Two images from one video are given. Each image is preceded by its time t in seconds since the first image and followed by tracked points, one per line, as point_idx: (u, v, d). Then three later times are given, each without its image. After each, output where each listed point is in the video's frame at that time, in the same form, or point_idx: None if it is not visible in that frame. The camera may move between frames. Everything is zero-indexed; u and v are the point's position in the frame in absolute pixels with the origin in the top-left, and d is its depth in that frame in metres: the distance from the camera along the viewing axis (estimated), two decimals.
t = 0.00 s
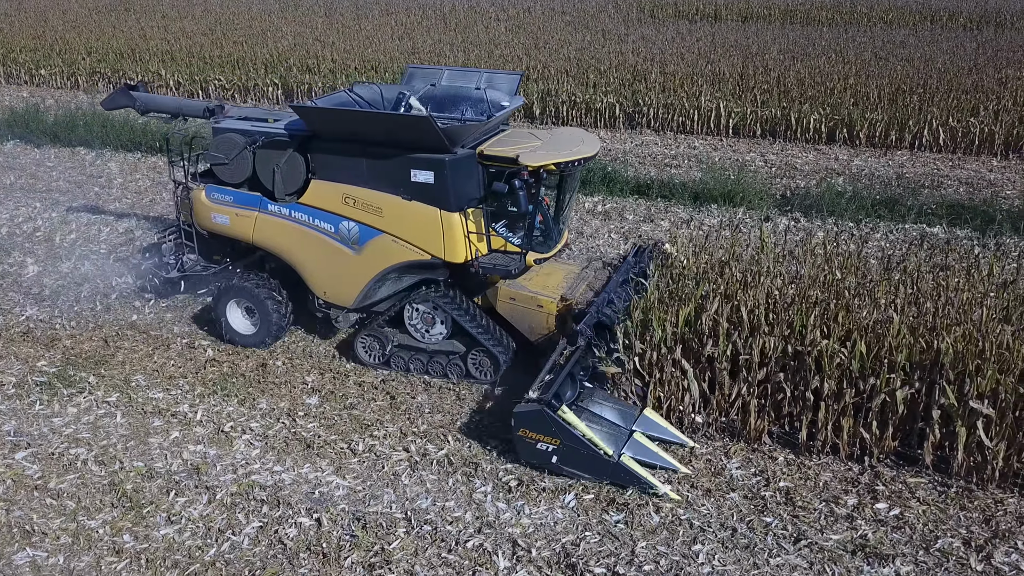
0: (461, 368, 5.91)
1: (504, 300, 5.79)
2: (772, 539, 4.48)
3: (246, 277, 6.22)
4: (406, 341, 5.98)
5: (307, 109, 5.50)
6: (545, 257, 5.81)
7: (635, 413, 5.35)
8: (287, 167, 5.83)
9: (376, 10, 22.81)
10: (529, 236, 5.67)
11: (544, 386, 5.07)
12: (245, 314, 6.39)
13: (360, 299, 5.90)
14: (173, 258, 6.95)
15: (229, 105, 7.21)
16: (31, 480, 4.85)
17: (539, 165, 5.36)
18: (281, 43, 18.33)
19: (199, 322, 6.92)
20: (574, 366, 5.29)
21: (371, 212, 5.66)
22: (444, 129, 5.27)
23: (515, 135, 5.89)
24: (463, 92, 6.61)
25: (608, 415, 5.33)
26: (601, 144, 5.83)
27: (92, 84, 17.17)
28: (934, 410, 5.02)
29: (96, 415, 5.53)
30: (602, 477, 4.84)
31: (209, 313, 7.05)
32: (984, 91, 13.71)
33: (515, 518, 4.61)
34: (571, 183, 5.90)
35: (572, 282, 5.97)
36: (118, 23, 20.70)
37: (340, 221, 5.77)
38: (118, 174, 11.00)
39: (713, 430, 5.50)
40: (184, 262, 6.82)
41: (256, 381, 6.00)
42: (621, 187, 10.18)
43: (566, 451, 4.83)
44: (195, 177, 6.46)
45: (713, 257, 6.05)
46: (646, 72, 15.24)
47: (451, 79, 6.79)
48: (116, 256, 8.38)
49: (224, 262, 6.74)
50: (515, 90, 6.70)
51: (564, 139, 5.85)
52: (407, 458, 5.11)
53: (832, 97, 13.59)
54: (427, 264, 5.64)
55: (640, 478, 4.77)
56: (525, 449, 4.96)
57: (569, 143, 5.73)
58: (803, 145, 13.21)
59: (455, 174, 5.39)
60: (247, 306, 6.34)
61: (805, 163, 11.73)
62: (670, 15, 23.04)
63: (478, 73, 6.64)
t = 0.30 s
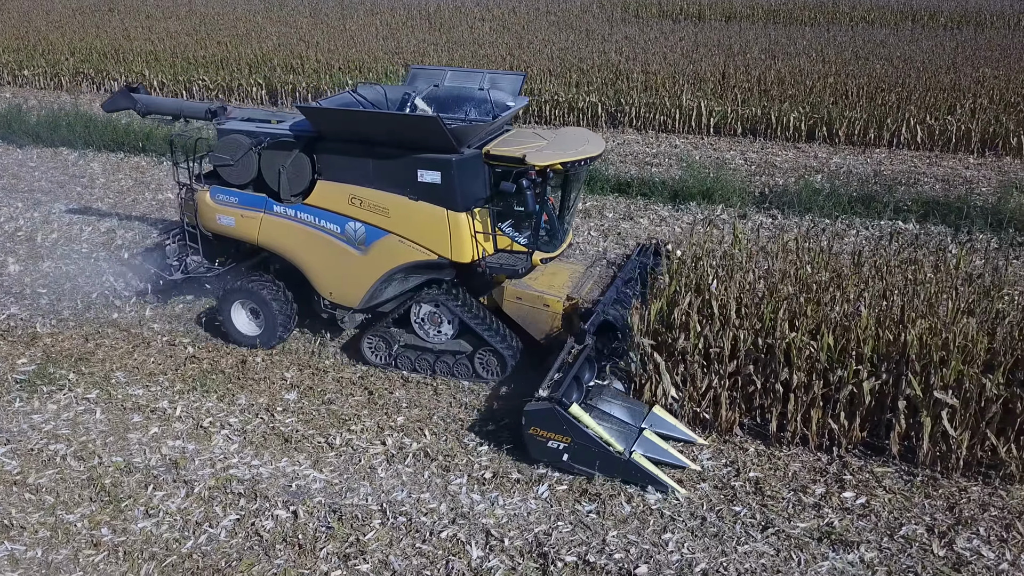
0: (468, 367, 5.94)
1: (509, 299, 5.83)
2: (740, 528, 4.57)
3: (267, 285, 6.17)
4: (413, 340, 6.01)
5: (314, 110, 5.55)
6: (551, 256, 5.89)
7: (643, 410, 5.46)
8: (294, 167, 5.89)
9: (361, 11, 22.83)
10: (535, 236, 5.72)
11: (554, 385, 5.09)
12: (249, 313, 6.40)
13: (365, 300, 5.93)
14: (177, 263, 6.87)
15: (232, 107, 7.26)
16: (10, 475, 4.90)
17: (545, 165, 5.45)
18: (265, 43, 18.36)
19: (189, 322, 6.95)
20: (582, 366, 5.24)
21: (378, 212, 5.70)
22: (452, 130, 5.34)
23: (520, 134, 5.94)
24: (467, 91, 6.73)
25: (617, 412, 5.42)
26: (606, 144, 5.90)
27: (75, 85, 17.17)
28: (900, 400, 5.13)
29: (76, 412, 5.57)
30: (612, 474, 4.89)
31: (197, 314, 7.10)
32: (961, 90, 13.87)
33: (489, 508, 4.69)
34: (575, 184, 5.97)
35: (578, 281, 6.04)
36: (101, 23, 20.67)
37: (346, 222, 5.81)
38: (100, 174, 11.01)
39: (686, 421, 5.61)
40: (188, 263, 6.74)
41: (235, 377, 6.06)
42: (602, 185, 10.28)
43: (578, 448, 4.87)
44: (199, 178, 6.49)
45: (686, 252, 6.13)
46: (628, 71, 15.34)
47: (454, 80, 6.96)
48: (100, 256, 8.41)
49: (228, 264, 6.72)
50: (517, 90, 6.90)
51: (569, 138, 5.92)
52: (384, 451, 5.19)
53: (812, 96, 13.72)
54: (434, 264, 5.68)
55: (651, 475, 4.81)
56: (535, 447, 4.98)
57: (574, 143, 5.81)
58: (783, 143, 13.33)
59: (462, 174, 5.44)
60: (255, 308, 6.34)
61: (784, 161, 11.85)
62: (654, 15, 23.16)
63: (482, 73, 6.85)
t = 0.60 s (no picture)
0: (473, 367, 5.96)
1: (514, 299, 5.89)
2: (707, 517, 4.66)
3: (287, 305, 6.21)
4: (416, 340, 6.03)
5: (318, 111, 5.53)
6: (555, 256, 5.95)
7: (648, 408, 5.41)
8: (296, 168, 5.86)
9: (344, 11, 22.87)
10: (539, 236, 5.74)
11: (560, 383, 5.14)
12: (246, 306, 6.44)
13: (370, 300, 5.95)
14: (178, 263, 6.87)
15: (230, 107, 7.31)
16: None
17: (551, 165, 5.42)
18: (248, 43, 18.39)
19: (166, 321, 6.99)
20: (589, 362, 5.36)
21: (382, 213, 5.70)
22: (456, 129, 5.34)
23: (522, 134, 5.90)
24: (467, 93, 6.72)
25: (623, 410, 5.36)
26: (608, 144, 5.88)
27: (57, 85, 17.17)
28: (864, 391, 5.25)
29: (53, 409, 5.62)
30: (620, 472, 4.91)
31: (177, 313, 7.14)
32: (938, 88, 14.03)
33: (460, 499, 4.77)
34: (576, 184, 5.99)
35: (580, 282, 6.12)
36: (83, 23, 20.65)
37: (350, 222, 5.82)
38: (80, 174, 11.03)
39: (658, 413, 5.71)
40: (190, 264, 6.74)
41: (213, 373, 6.12)
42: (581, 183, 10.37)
43: (585, 446, 4.90)
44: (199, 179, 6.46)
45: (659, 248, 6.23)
46: (609, 70, 15.45)
47: (455, 81, 6.93)
48: (81, 255, 8.44)
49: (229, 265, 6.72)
50: (519, 91, 6.86)
51: (571, 139, 5.88)
52: (358, 445, 5.26)
53: (790, 95, 13.86)
54: (439, 264, 5.69)
55: (660, 472, 4.85)
56: (544, 445, 5.02)
57: (578, 142, 5.81)
58: (761, 141, 13.46)
59: (467, 174, 5.44)
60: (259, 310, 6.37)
61: (761, 159, 11.97)
62: (636, 15, 23.27)
63: (483, 74, 6.81)
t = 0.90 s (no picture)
0: (474, 365, 6.00)
1: (514, 297, 5.94)
2: (672, 504, 4.76)
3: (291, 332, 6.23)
4: (418, 339, 6.05)
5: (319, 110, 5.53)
6: (553, 255, 5.94)
7: (651, 405, 5.50)
8: (295, 169, 5.86)
9: (322, 10, 22.88)
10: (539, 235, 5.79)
11: (565, 379, 5.15)
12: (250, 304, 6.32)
13: (370, 300, 5.95)
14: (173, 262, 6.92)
15: (225, 108, 7.35)
16: None
17: (551, 163, 5.47)
18: (226, 43, 18.38)
19: (140, 319, 7.03)
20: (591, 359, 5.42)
21: (382, 213, 5.71)
22: (457, 129, 5.38)
23: (521, 134, 5.94)
24: (463, 92, 6.76)
25: (625, 406, 5.48)
26: (607, 142, 5.93)
27: (32, 86, 17.12)
28: (825, 379, 5.37)
29: (27, 406, 5.65)
30: (627, 467, 4.94)
31: (153, 311, 7.18)
32: (909, 86, 14.22)
33: (430, 490, 4.85)
34: (573, 181, 6.03)
35: (580, 279, 6.16)
36: (58, 24, 20.56)
37: (350, 222, 5.82)
38: (56, 174, 11.02)
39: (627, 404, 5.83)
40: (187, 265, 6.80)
41: (186, 370, 6.16)
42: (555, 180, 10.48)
43: (591, 442, 4.92)
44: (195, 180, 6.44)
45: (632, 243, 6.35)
46: (585, 69, 15.57)
47: (452, 81, 6.95)
48: (57, 255, 8.45)
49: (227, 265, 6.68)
50: (515, 91, 6.85)
51: (571, 138, 5.92)
52: (329, 439, 5.33)
53: (764, 93, 14.01)
54: (439, 262, 5.70)
55: (666, 468, 4.86)
56: (548, 441, 5.03)
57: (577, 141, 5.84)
58: (735, 139, 13.60)
59: (468, 173, 5.47)
60: (260, 312, 6.33)
61: (734, 156, 12.12)
62: (613, 15, 23.41)
63: (479, 73, 6.82)
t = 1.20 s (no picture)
0: (472, 363, 6.03)
1: (512, 296, 5.92)
2: (635, 493, 4.86)
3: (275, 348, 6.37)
4: (417, 338, 6.07)
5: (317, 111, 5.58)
6: (553, 252, 6.02)
7: (651, 400, 5.53)
8: (293, 169, 5.92)
9: (299, 10, 22.87)
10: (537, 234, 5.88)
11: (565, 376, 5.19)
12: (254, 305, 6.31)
13: (368, 300, 5.97)
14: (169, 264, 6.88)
15: (221, 110, 7.32)
16: None
17: (549, 161, 5.54)
18: (202, 43, 18.37)
19: (112, 318, 7.06)
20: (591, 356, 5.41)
21: (381, 212, 5.75)
22: (457, 129, 5.45)
23: (518, 133, 6.02)
24: (459, 92, 6.75)
25: (627, 404, 5.49)
26: (603, 140, 6.02)
27: (6, 87, 17.05)
28: (785, 370, 5.49)
29: None
30: (629, 463, 4.99)
31: (126, 311, 7.22)
32: (880, 84, 14.42)
33: (398, 483, 4.92)
34: (570, 180, 6.11)
35: (577, 277, 6.17)
36: (32, 24, 20.47)
37: (348, 222, 5.84)
38: (29, 175, 11.00)
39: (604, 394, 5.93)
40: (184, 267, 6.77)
41: (158, 367, 6.20)
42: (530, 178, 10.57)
43: (592, 438, 4.98)
44: (190, 180, 6.46)
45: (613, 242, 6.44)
46: (561, 68, 15.69)
47: (447, 80, 7.04)
48: (30, 255, 8.45)
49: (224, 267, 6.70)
50: (511, 90, 7.00)
51: (567, 137, 6.00)
52: (299, 433, 5.39)
53: (737, 91, 14.17)
54: (438, 262, 5.74)
55: (667, 462, 4.93)
56: (550, 438, 5.08)
57: (572, 140, 5.93)
58: (708, 137, 13.76)
59: (466, 172, 5.53)
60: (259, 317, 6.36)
61: (707, 154, 12.26)
62: (589, 15, 23.56)
63: (475, 73, 6.93)
